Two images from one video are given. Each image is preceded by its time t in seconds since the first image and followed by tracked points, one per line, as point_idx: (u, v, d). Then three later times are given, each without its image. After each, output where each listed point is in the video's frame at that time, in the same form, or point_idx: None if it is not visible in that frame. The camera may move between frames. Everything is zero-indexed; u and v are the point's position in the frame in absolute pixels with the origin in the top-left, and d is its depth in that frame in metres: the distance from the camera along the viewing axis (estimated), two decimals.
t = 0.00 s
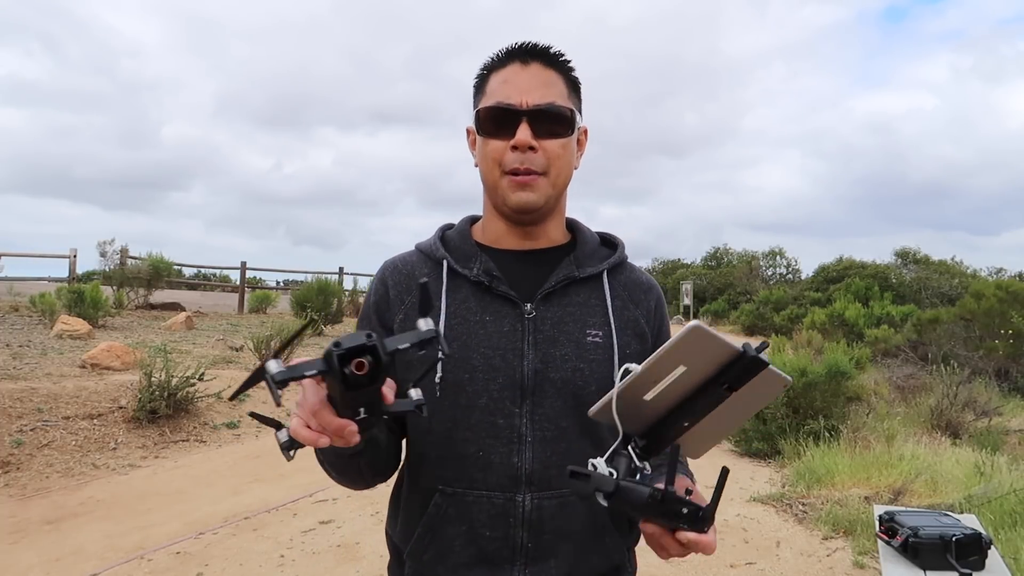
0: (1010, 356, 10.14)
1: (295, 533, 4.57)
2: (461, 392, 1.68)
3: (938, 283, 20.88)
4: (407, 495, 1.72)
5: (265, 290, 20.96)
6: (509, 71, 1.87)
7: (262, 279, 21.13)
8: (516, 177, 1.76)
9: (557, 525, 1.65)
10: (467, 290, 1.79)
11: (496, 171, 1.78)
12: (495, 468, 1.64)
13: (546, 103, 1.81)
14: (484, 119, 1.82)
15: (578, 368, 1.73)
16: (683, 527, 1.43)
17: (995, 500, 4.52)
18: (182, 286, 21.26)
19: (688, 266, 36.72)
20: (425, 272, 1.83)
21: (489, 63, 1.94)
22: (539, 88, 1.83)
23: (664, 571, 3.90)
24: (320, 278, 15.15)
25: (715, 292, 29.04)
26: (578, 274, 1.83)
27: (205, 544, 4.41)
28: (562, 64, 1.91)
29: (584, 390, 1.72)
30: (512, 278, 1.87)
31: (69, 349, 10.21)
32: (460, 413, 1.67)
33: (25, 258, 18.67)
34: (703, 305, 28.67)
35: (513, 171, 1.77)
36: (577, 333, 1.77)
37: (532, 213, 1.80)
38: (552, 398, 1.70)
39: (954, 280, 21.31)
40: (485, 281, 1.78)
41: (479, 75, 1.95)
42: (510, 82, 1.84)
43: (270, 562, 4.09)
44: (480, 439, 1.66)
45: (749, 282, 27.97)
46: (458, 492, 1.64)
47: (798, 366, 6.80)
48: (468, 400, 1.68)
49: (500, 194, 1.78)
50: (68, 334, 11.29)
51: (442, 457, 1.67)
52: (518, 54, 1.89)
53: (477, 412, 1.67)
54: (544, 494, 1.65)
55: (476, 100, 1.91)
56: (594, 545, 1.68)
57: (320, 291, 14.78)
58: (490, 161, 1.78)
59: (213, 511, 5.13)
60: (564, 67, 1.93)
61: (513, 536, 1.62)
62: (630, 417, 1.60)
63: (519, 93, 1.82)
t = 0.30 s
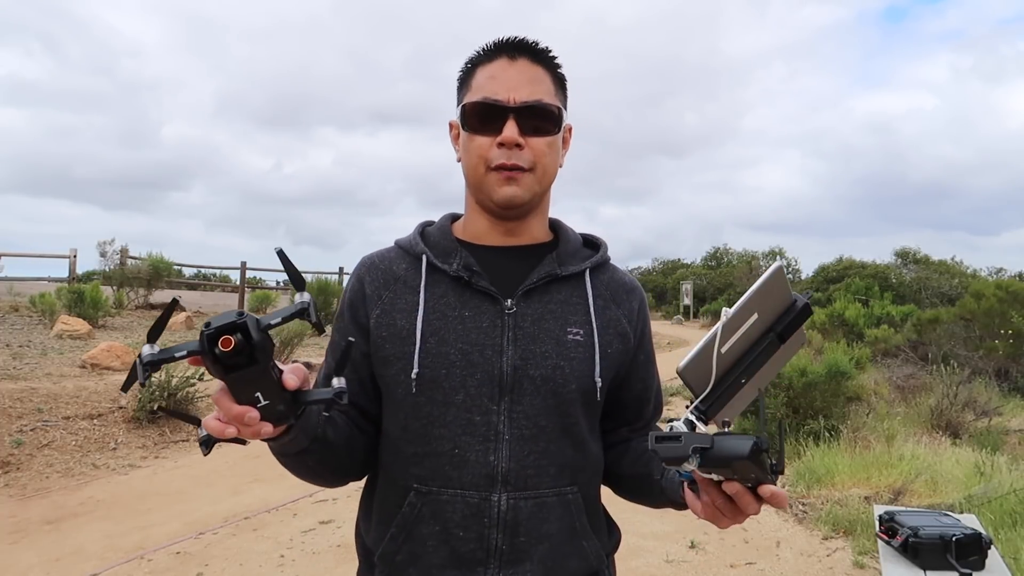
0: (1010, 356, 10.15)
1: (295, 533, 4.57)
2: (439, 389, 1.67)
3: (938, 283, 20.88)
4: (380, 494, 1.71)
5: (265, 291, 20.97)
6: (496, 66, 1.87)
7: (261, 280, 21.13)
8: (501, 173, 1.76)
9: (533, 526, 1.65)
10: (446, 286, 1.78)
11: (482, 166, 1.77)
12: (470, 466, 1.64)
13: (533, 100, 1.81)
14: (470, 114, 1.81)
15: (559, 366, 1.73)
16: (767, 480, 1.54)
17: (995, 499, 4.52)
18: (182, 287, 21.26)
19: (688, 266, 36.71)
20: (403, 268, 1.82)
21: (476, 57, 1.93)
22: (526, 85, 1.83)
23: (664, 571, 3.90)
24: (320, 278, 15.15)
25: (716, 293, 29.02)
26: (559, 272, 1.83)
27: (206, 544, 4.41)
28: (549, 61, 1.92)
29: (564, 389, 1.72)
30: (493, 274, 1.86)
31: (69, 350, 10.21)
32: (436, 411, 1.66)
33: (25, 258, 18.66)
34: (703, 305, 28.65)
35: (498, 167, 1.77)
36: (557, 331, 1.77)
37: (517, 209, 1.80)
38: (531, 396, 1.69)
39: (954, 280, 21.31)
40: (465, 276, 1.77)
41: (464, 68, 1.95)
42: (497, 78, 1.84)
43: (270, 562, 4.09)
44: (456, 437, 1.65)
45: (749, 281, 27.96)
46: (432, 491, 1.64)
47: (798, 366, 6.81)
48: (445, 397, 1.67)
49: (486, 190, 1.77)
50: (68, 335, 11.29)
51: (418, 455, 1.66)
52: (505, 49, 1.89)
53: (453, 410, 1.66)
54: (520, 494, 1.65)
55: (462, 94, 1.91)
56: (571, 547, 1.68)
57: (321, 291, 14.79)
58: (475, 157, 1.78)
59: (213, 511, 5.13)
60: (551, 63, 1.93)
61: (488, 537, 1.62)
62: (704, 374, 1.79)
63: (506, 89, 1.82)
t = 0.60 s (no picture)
0: (1010, 356, 10.15)
1: (295, 533, 4.57)
2: (436, 388, 1.67)
3: (938, 283, 20.88)
4: (375, 494, 1.71)
5: (265, 291, 20.98)
6: (495, 62, 1.87)
7: (261, 280, 21.15)
8: (500, 170, 1.76)
9: (530, 528, 1.65)
10: (443, 284, 1.78)
11: (480, 164, 1.77)
12: (468, 468, 1.64)
13: (532, 96, 1.81)
14: (468, 110, 1.81)
15: (558, 366, 1.73)
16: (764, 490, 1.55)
17: (996, 499, 4.51)
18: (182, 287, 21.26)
19: (688, 266, 36.71)
20: (400, 264, 1.82)
21: (475, 52, 1.93)
22: (526, 81, 1.83)
23: (664, 571, 3.90)
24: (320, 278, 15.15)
25: (716, 293, 29.00)
26: (558, 272, 1.83)
27: (206, 544, 4.41)
28: (549, 57, 1.92)
29: (563, 390, 1.72)
30: (491, 272, 1.86)
31: (69, 350, 10.21)
32: (433, 411, 1.66)
33: (25, 258, 18.68)
34: (703, 305, 28.64)
35: (496, 164, 1.76)
36: (556, 331, 1.77)
37: (516, 207, 1.80)
38: (529, 396, 1.69)
39: (954, 280, 21.30)
40: (463, 274, 1.77)
41: (463, 64, 1.95)
42: (496, 74, 1.84)
43: (270, 562, 4.09)
44: (454, 437, 1.65)
45: (750, 281, 27.96)
46: (429, 492, 1.63)
47: (798, 366, 6.81)
48: (443, 397, 1.67)
49: (484, 187, 1.77)
50: (68, 335, 11.29)
51: (414, 455, 1.65)
52: (505, 45, 1.89)
53: (451, 409, 1.66)
54: (518, 496, 1.65)
55: (461, 89, 1.91)
56: (568, 550, 1.69)
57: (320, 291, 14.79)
58: (473, 154, 1.78)
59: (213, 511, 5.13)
60: (551, 60, 1.93)
61: (485, 539, 1.62)
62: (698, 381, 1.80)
63: (505, 86, 1.82)
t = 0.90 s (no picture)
0: (1010, 356, 10.15)
1: (295, 533, 4.57)
2: (454, 393, 1.66)
3: (938, 283, 20.88)
4: (394, 499, 1.70)
5: (264, 290, 20.99)
6: (514, 59, 1.87)
7: (261, 280, 21.16)
8: (502, 167, 1.76)
9: (552, 530, 1.65)
10: (458, 287, 1.77)
11: (485, 159, 1.78)
12: (489, 472, 1.64)
13: (546, 95, 1.81)
14: (481, 104, 1.82)
15: (575, 368, 1.73)
16: (738, 493, 1.53)
17: (996, 499, 4.51)
18: (182, 287, 21.27)
19: (688, 266, 36.71)
20: (413, 268, 1.81)
21: (497, 48, 1.94)
22: (541, 81, 1.83)
23: (664, 571, 3.90)
24: (320, 278, 15.15)
25: (715, 293, 28.97)
26: (572, 272, 1.83)
27: (206, 544, 4.41)
28: (571, 58, 1.91)
29: (580, 390, 1.73)
30: (505, 274, 1.86)
31: (69, 349, 10.21)
32: (452, 415, 1.66)
33: (25, 258, 18.71)
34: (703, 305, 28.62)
35: (500, 160, 1.76)
36: (572, 332, 1.77)
37: (517, 207, 1.79)
38: (548, 399, 1.70)
39: (954, 280, 21.30)
40: (478, 277, 1.77)
41: (487, 58, 1.95)
42: (513, 70, 1.84)
43: (270, 562, 4.09)
44: (473, 442, 1.65)
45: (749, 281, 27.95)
46: (450, 497, 1.63)
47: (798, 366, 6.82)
48: (461, 401, 1.67)
49: (486, 182, 1.77)
50: (68, 335, 11.29)
51: (433, 459, 1.65)
52: (527, 42, 1.88)
53: (470, 413, 1.66)
54: (539, 499, 1.65)
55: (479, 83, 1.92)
56: (588, 550, 1.70)
57: (320, 291, 14.79)
58: (479, 148, 1.78)
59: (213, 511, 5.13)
60: (573, 61, 1.92)
61: (507, 542, 1.62)
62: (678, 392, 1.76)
63: (519, 83, 1.82)
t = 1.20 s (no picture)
0: (1010, 356, 10.16)
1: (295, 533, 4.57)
2: (464, 395, 1.67)
3: (938, 283, 20.89)
4: (402, 501, 1.71)
5: (265, 290, 21.01)
6: (516, 59, 1.87)
7: (261, 280, 21.18)
8: (514, 170, 1.75)
9: (562, 531, 1.65)
10: (466, 288, 1.77)
11: (495, 162, 1.77)
12: (499, 473, 1.64)
13: (552, 96, 1.81)
14: (487, 106, 1.82)
15: (584, 369, 1.73)
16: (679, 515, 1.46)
17: (995, 499, 4.52)
18: (182, 287, 21.27)
19: (688, 266, 36.70)
20: (421, 271, 1.81)
21: (497, 49, 1.93)
22: (546, 81, 1.83)
23: (664, 571, 3.90)
24: (320, 278, 15.15)
25: (715, 293, 28.97)
26: (580, 272, 1.83)
27: (206, 544, 4.41)
28: (573, 56, 1.91)
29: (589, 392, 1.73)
30: (513, 275, 1.86)
31: (69, 349, 10.21)
32: (461, 417, 1.66)
33: (24, 258, 18.71)
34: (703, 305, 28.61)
35: (511, 163, 1.76)
36: (581, 333, 1.77)
37: (530, 208, 1.79)
38: (557, 401, 1.70)
39: (954, 280, 21.32)
40: (486, 278, 1.77)
41: (486, 59, 1.95)
42: (517, 71, 1.84)
43: (270, 562, 4.09)
44: (483, 443, 1.65)
45: (749, 281, 27.96)
46: (460, 498, 1.63)
47: (798, 366, 6.83)
48: (470, 403, 1.67)
49: (498, 186, 1.77)
50: (68, 335, 11.30)
51: (443, 461, 1.65)
52: (527, 43, 1.89)
53: (479, 415, 1.66)
54: (549, 500, 1.65)
55: (482, 85, 1.91)
56: (597, 551, 1.70)
57: (320, 291, 14.79)
58: (489, 152, 1.78)
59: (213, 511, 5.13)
60: (575, 60, 1.93)
61: (517, 543, 1.62)
62: (629, 403, 1.60)
63: (525, 83, 1.82)
